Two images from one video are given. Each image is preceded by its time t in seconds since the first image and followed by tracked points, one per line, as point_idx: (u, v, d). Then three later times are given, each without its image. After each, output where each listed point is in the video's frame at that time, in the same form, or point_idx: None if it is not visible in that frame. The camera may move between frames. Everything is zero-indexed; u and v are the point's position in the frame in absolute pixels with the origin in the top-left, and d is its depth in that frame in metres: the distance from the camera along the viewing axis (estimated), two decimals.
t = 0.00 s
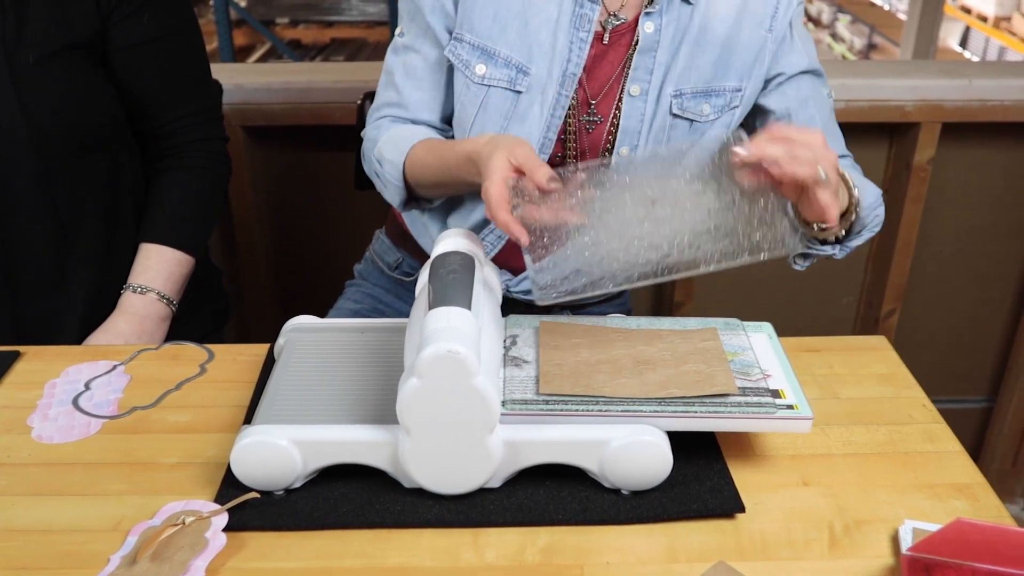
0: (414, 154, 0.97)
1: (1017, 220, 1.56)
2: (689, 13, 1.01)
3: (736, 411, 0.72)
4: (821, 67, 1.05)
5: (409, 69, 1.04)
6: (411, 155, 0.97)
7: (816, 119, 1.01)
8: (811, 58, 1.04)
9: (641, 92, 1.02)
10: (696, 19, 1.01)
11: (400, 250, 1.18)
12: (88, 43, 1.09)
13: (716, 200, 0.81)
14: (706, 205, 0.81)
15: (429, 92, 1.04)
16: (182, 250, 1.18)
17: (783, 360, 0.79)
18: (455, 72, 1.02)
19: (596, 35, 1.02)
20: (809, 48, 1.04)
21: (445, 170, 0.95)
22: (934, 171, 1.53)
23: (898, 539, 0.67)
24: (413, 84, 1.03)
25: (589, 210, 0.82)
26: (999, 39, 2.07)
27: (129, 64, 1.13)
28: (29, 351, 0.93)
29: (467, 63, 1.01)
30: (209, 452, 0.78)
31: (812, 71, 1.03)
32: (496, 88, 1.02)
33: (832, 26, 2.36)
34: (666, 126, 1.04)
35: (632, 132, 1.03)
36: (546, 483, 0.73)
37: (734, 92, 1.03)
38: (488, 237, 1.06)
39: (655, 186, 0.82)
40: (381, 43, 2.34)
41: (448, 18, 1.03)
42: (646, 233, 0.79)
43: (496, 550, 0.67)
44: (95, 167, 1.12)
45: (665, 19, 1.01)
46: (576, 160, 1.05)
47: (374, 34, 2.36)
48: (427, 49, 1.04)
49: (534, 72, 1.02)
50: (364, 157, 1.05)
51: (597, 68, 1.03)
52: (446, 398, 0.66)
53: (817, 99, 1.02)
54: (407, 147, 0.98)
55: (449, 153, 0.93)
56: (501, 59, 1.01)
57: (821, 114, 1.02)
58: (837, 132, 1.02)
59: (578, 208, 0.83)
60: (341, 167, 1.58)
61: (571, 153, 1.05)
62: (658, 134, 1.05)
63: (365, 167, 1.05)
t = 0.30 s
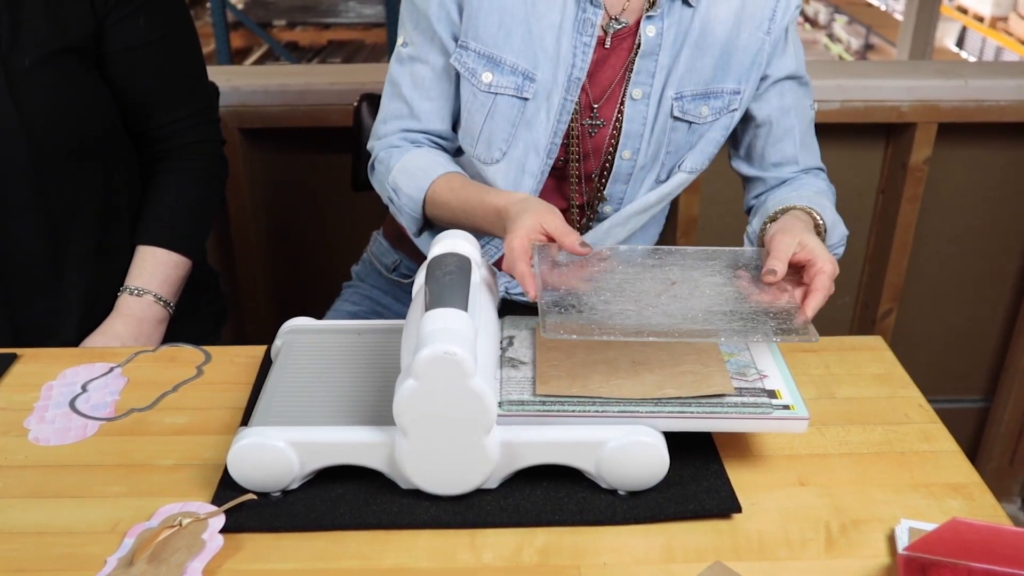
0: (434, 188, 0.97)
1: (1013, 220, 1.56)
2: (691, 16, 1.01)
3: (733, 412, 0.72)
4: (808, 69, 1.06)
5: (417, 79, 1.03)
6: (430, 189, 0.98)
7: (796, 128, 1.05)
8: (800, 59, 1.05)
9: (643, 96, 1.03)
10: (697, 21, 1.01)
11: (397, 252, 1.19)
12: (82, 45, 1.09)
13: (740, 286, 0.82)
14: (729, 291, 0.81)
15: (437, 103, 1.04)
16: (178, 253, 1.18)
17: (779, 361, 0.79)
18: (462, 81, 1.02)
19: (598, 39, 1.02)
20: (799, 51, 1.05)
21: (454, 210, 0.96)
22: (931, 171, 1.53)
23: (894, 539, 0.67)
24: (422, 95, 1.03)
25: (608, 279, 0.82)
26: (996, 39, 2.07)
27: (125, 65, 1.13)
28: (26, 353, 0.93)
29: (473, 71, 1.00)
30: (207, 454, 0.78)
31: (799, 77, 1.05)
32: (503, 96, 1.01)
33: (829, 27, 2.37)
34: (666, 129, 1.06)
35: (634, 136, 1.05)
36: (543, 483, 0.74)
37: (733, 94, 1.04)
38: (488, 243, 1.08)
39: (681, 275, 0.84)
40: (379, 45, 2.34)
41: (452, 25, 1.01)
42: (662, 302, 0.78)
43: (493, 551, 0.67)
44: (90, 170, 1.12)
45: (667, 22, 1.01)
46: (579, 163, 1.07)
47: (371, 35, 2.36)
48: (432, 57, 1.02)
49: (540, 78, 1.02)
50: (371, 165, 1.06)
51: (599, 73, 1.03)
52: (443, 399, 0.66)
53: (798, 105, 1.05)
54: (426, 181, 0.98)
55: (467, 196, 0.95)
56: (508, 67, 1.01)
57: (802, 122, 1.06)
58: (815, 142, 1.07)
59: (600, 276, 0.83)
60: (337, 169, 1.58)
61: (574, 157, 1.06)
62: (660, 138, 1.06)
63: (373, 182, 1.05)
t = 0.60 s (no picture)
0: (433, 166, 0.97)
1: (1017, 218, 1.56)
2: (698, 16, 1.01)
3: (736, 409, 0.72)
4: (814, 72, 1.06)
5: (416, 73, 1.03)
6: (428, 168, 0.97)
7: (798, 131, 1.05)
8: (807, 62, 1.05)
9: (648, 96, 1.03)
10: (704, 21, 1.01)
11: (401, 250, 1.19)
12: (82, 44, 1.09)
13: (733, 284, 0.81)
14: (721, 287, 0.79)
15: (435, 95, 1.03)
16: (182, 251, 1.18)
17: (783, 358, 0.79)
18: (463, 77, 1.02)
19: (604, 39, 1.02)
20: (805, 53, 1.05)
21: (455, 182, 0.95)
22: (934, 168, 1.53)
23: (899, 536, 0.67)
24: (420, 87, 1.02)
25: (600, 280, 0.81)
26: (999, 36, 2.07)
27: (127, 64, 1.13)
28: (30, 352, 0.93)
29: (475, 68, 1.00)
30: (210, 452, 0.78)
31: (802, 78, 1.05)
32: (505, 94, 1.01)
33: (832, 25, 2.37)
34: (671, 129, 1.05)
35: (638, 135, 1.04)
36: (547, 481, 0.74)
37: (739, 95, 1.04)
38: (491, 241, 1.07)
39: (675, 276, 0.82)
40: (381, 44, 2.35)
41: (455, 20, 1.01)
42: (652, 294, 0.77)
43: (497, 549, 0.67)
44: (90, 169, 1.12)
45: (674, 22, 1.01)
46: (583, 162, 1.07)
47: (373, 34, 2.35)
48: (433, 52, 1.02)
49: (542, 76, 1.02)
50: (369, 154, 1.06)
51: (605, 72, 1.03)
52: (446, 396, 0.66)
53: (801, 109, 1.05)
54: (423, 162, 0.98)
55: (476, 171, 0.94)
56: (509, 64, 1.01)
57: (805, 125, 1.05)
58: (818, 144, 1.06)
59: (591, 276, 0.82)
60: (339, 167, 1.58)
61: (578, 156, 1.06)
62: (664, 138, 1.06)
63: (371, 171, 1.04)
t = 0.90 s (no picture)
0: (445, 179, 0.96)
1: (1016, 217, 1.56)
2: (698, 17, 1.01)
3: (736, 409, 0.72)
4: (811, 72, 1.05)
5: (423, 76, 1.02)
6: (439, 181, 0.96)
7: (796, 132, 1.04)
8: (805, 63, 1.05)
9: (649, 96, 1.03)
10: (704, 22, 1.01)
11: (401, 250, 1.19)
12: (83, 44, 1.09)
13: (722, 323, 0.82)
14: (708, 327, 0.82)
15: (441, 97, 1.03)
16: (182, 252, 1.18)
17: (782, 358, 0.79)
18: (467, 78, 1.02)
19: (605, 39, 1.02)
20: (804, 53, 1.04)
21: (467, 197, 0.93)
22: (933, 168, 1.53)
23: (898, 536, 0.67)
24: (428, 92, 1.02)
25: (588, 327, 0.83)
26: (997, 36, 2.07)
27: (127, 65, 1.13)
28: (30, 353, 0.93)
29: (478, 69, 1.00)
30: (210, 452, 0.78)
31: (800, 79, 1.04)
32: (508, 95, 1.02)
33: (831, 25, 2.37)
34: (671, 130, 1.05)
35: (639, 136, 1.05)
36: (547, 481, 0.74)
37: (738, 96, 1.03)
38: (493, 242, 1.08)
39: (664, 316, 0.84)
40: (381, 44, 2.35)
41: (455, 20, 1.01)
42: (642, 344, 0.79)
43: (497, 549, 0.67)
44: (90, 170, 1.12)
45: (674, 23, 1.01)
46: (584, 162, 1.06)
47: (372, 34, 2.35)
48: (439, 53, 1.02)
49: (545, 77, 1.02)
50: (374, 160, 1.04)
51: (605, 73, 1.04)
52: (446, 397, 0.66)
53: (799, 110, 1.04)
54: (436, 175, 0.96)
55: (491, 188, 0.92)
56: (512, 65, 1.01)
57: (802, 126, 1.05)
58: (815, 146, 1.06)
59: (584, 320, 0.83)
60: (338, 168, 1.58)
61: (578, 157, 1.06)
62: (665, 138, 1.06)
63: (377, 180, 1.04)
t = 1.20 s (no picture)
0: (462, 184, 0.96)
1: (1017, 217, 1.56)
2: (703, 18, 1.01)
3: (738, 409, 0.72)
4: (814, 74, 1.05)
5: (434, 77, 1.02)
6: (457, 187, 0.96)
7: (796, 134, 1.04)
8: (807, 65, 1.04)
9: (653, 98, 1.03)
10: (709, 23, 1.01)
11: (403, 249, 1.19)
12: (84, 44, 1.09)
13: (715, 336, 0.81)
14: (706, 338, 0.80)
15: (451, 97, 1.02)
16: (184, 250, 1.18)
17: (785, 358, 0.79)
18: (475, 79, 1.01)
19: (610, 41, 1.02)
20: (807, 55, 1.04)
21: (487, 204, 0.93)
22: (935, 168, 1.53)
23: (900, 536, 0.67)
24: (440, 94, 1.02)
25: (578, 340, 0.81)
26: (999, 36, 2.07)
27: (130, 64, 1.12)
28: (32, 351, 0.93)
29: (487, 70, 1.00)
30: (212, 451, 0.78)
31: (802, 81, 1.04)
32: (517, 95, 1.01)
33: (833, 24, 2.37)
34: (676, 131, 1.05)
35: (644, 137, 1.05)
36: (549, 480, 0.74)
37: (742, 97, 1.03)
38: (496, 244, 1.09)
39: (657, 327, 0.82)
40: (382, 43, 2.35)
41: (463, 20, 1.00)
42: (634, 357, 0.78)
43: (499, 548, 0.67)
44: (91, 169, 1.12)
45: (679, 24, 1.01)
46: (588, 163, 1.07)
47: (373, 33, 2.33)
48: (449, 53, 1.01)
49: (552, 78, 1.02)
50: (385, 164, 1.04)
51: (610, 74, 1.04)
52: (449, 396, 0.66)
53: (801, 113, 1.04)
54: (453, 181, 0.96)
55: (510, 195, 0.92)
56: (521, 66, 1.01)
57: (803, 128, 1.05)
58: (816, 148, 1.06)
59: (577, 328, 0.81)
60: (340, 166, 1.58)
61: (583, 158, 1.06)
62: (669, 139, 1.06)
63: (388, 185, 1.03)
